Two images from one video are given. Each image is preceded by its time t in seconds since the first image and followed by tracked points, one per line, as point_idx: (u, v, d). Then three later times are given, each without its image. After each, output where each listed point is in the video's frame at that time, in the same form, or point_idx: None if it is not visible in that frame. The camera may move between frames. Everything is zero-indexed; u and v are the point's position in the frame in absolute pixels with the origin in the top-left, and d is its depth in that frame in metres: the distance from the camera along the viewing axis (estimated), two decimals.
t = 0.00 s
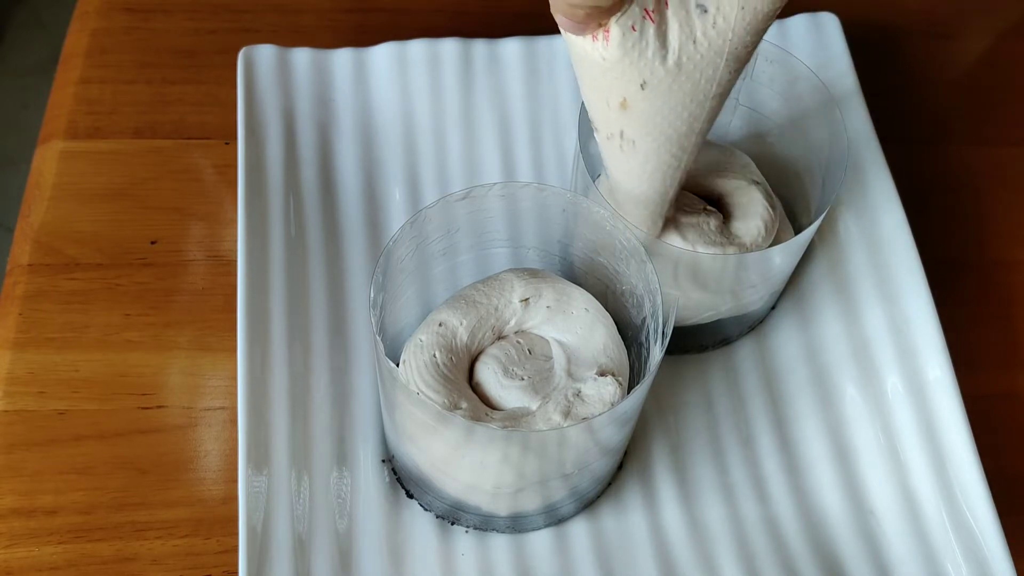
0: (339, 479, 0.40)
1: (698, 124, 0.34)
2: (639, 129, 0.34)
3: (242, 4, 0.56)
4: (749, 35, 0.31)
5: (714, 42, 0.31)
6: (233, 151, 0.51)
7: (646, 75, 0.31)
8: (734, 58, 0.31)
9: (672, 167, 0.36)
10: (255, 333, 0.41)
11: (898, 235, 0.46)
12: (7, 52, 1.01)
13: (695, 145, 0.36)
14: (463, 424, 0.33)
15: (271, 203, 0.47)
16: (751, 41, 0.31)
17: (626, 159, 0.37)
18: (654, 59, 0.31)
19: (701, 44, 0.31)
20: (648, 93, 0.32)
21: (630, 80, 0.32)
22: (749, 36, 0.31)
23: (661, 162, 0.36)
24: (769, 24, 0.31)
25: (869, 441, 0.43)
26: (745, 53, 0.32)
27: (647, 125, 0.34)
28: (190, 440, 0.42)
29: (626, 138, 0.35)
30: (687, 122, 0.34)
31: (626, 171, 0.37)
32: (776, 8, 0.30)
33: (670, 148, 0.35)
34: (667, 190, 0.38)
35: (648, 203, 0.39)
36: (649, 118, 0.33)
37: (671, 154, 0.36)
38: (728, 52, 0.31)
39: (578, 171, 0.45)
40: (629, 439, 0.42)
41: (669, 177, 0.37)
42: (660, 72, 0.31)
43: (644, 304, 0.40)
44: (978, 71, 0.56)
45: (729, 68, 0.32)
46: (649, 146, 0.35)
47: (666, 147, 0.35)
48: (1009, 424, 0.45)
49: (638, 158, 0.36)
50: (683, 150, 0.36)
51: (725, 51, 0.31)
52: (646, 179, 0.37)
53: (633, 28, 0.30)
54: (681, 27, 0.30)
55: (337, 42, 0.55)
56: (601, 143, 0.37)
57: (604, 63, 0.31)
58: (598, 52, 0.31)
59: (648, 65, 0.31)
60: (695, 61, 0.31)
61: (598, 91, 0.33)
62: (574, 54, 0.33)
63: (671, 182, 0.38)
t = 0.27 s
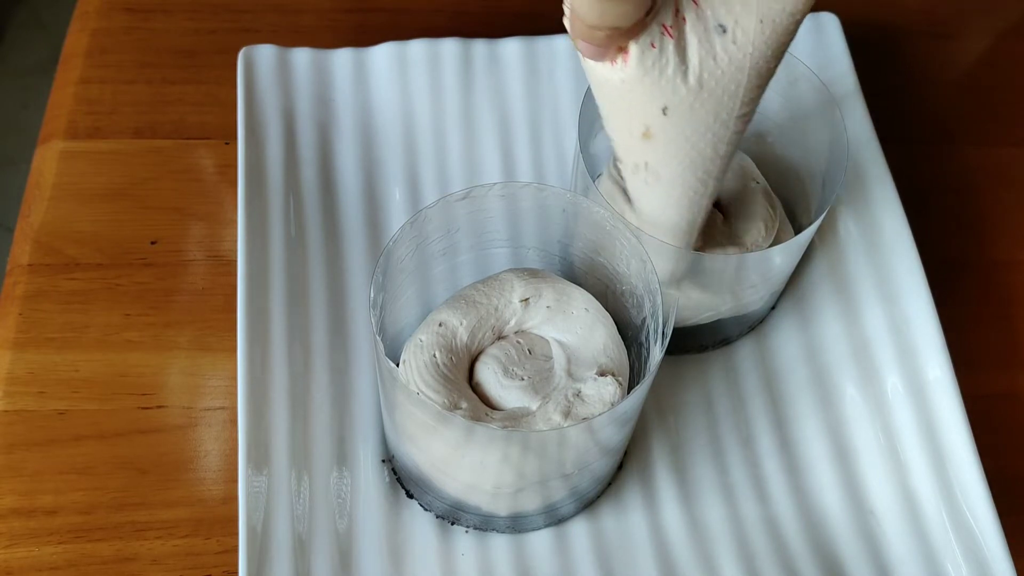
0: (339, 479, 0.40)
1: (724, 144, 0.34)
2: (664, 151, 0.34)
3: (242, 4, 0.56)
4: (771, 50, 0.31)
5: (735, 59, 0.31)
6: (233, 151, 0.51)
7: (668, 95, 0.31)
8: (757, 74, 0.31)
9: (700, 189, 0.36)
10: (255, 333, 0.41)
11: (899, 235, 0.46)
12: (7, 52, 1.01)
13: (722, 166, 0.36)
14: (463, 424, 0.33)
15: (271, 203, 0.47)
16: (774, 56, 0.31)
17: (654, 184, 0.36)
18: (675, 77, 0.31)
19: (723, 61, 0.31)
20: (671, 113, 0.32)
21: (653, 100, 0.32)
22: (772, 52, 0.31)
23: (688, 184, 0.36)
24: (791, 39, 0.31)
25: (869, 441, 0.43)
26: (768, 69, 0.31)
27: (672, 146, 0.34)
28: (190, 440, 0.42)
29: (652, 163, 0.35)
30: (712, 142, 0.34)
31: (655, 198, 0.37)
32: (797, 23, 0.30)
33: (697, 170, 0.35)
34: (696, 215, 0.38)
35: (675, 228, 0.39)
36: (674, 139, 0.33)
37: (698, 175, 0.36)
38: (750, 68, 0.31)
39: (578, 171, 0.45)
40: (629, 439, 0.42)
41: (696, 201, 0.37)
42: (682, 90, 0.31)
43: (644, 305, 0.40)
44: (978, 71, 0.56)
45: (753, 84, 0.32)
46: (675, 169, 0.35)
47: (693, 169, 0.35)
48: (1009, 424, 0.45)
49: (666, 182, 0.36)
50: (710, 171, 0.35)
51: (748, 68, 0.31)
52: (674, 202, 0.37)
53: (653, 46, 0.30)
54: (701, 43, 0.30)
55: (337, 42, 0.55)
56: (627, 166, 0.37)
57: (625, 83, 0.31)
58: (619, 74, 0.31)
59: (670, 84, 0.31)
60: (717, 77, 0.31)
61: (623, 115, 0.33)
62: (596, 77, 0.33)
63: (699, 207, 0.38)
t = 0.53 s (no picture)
0: (339, 479, 0.40)
1: (771, 140, 0.34)
2: (710, 149, 0.34)
3: (242, 4, 0.56)
4: (811, 44, 0.30)
5: (775, 57, 0.30)
6: (233, 151, 0.51)
7: (708, 96, 0.31)
8: (799, 69, 0.31)
9: (750, 184, 0.36)
10: (255, 333, 0.41)
11: (899, 235, 0.46)
12: (7, 52, 1.01)
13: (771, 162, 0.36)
14: (463, 424, 0.33)
15: (271, 202, 0.47)
16: (815, 50, 0.31)
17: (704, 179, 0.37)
18: (714, 80, 0.31)
19: (763, 60, 0.30)
20: (714, 116, 0.32)
21: (695, 105, 0.32)
22: (813, 45, 0.30)
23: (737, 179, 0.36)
24: (832, 30, 0.30)
25: (869, 441, 0.43)
26: (812, 63, 0.31)
27: (718, 144, 0.34)
28: (190, 440, 0.42)
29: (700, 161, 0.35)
30: (758, 138, 0.34)
31: (705, 195, 0.37)
32: (837, 13, 0.29)
33: (745, 165, 0.35)
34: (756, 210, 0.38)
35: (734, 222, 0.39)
36: (718, 137, 0.34)
37: (747, 171, 0.36)
38: (791, 64, 0.31)
39: (578, 171, 0.45)
40: (629, 440, 0.42)
41: (746, 196, 0.37)
42: (723, 93, 0.31)
43: (644, 305, 0.40)
44: (978, 71, 0.56)
45: (795, 80, 0.31)
46: (722, 165, 0.35)
47: (741, 165, 0.35)
48: (1009, 424, 0.45)
49: (715, 178, 0.36)
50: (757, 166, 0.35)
51: (789, 65, 0.31)
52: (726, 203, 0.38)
53: (690, 51, 0.30)
54: (739, 44, 0.30)
55: (336, 42, 0.55)
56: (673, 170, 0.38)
57: (665, 91, 0.32)
58: (659, 82, 0.31)
59: (711, 88, 0.31)
60: (758, 76, 0.31)
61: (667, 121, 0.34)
62: (637, 85, 0.33)
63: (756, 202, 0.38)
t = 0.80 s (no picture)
0: (339, 479, 0.40)
1: (805, 128, 0.36)
2: (749, 142, 0.36)
3: (241, 4, 0.56)
4: (833, 30, 0.33)
5: (800, 44, 0.33)
6: (233, 151, 0.51)
7: (741, 88, 0.34)
8: (826, 56, 0.34)
9: (791, 177, 0.38)
10: (255, 333, 0.41)
11: (899, 234, 0.46)
12: (7, 52, 1.01)
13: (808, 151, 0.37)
14: (463, 424, 0.33)
15: (271, 202, 0.47)
16: (839, 37, 0.33)
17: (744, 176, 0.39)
18: (744, 71, 0.33)
19: (789, 49, 0.33)
20: (747, 107, 0.35)
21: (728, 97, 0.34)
22: (836, 32, 0.33)
23: (777, 172, 0.38)
24: (853, 17, 0.33)
25: (869, 441, 0.43)
26: (836, 47, 0.34)
27: (756, 136, 0.36)
28: (189, 440, 0.42)
29: (739, 157, 0.37)
30: (792, 127, 0.36)
31: (747, 188, 0.39)
32: None
33: (782, 156, 0.37)
34: (799, 203, 0.40)
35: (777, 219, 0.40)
36: (756, 130, 0.36)
37: (787, 162, 0.37)
38: (816, 49, 0.33)
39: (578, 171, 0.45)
40: (629, 439, 0.42)
41: (791, 188, 0.39)
42: (755, 83, 0.34)
43: (644, 304, 0.40)
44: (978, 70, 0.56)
45: (822, 64, 0.34)
46: (761, 158, 0.37)
47: (779, 155, 0.37)
48: (1009, 424, 0.45)
49: (755, 173, 0.38)
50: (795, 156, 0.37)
51: (815, 51, 0.33)
52: (771, 196, 0.39)
53: (717, 47, 0.32)
54: (764, 35, 0.33)
55: (336, 42, 0.55)
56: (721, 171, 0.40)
57: (699, 88, 0.34)
58: (693, 80, 0.34)
59: (742, 79, 0.33)
60: (785, 64, 0.33)
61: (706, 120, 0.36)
62: (673, 90, 0.36)
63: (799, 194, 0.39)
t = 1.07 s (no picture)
0: (339, 479, 0.40)
1: (811, 107, 0.36)
2: (755, 123, 0.36)
3: (241, 4, 0.56)
4: (838, 10, 0.33)
5: (805, 25, 0.33)
6: (233, 151, 0.51)
7: (747, 70, 0.34)
8: (831, 35, 0.34)
9: (797, 157, 0.38)
10: (254, 333, 0.41)
11: (899, 234, 0.46)
12: (7, 52, 1.01)
13: (814, 129, 0.37)
14: (463, 424, 0.33)
15: (271, 202, 0.47)
16: (844, 16, 0.33)
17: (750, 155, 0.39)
18: (749, 53, 0.33)
19: (794, 30, 0.33)
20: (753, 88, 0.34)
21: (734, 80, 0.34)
22: (840, 12, 0.33)
23: (783, 151, 0.38)
24: None
25: (869, 441, 0.43)
26: (841, 26, 0.34)
27: (762, 117, 0.36)
28: (190, 440, 0.42)
29: (745, 139, 0.37)
30: (798, 107, 0.36)
31: (756, 166, 0.39)
32: None
33: (788, 137, 0.37)
34: (807, 182, 0.40)
35: (787, 197, 0.40)
36: (762, 110, 0.36)
37: (793, 141, 0.37)
38: (821, 29, 0.33)
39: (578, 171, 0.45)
40: (629, 439, 0.42)
41: (798, 165, 0.39)
42: (760, 64, 0.34)
43: (644, 304, 0.40)
44: (978, 70, 0.56)
45: (827, 44, 0.34)
46: (767, 139, 0.37)
47: (786, 135, 0.37)
48: (1009, 424, 0.45)
49: (762, 153, 0.38)
50: (801, 135, 0.37)
51: (820, 31, 0.33)
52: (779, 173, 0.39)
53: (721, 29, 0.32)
54: (769, 18, 0.33)
55: (336, 42, 0.55)
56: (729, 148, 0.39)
57: (704, 70, 0.34)
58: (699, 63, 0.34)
59: (748, 61, 0.33)
60: (790, 45, 0.33)
61: (712, 101, 0.36)
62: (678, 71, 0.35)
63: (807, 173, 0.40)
